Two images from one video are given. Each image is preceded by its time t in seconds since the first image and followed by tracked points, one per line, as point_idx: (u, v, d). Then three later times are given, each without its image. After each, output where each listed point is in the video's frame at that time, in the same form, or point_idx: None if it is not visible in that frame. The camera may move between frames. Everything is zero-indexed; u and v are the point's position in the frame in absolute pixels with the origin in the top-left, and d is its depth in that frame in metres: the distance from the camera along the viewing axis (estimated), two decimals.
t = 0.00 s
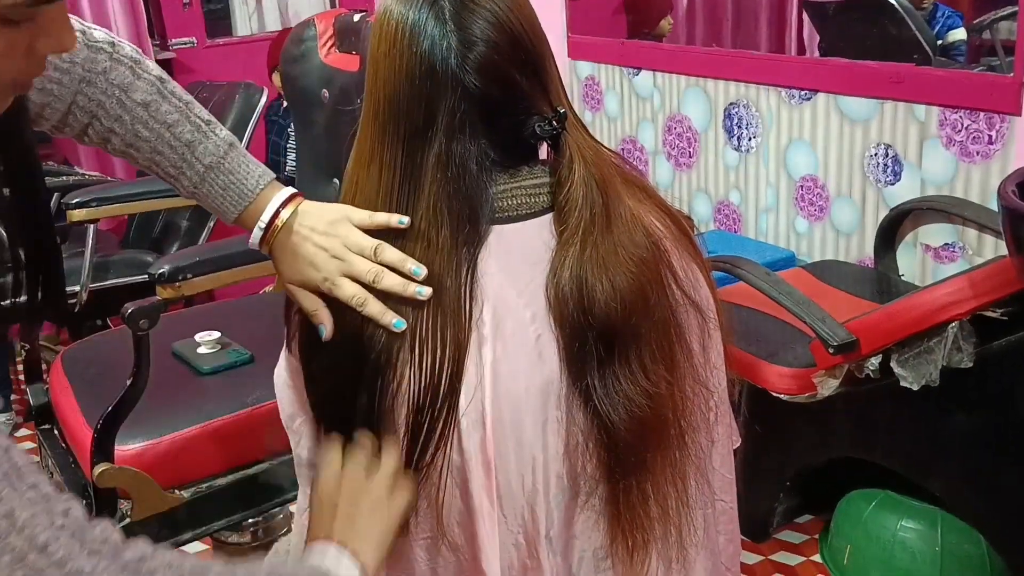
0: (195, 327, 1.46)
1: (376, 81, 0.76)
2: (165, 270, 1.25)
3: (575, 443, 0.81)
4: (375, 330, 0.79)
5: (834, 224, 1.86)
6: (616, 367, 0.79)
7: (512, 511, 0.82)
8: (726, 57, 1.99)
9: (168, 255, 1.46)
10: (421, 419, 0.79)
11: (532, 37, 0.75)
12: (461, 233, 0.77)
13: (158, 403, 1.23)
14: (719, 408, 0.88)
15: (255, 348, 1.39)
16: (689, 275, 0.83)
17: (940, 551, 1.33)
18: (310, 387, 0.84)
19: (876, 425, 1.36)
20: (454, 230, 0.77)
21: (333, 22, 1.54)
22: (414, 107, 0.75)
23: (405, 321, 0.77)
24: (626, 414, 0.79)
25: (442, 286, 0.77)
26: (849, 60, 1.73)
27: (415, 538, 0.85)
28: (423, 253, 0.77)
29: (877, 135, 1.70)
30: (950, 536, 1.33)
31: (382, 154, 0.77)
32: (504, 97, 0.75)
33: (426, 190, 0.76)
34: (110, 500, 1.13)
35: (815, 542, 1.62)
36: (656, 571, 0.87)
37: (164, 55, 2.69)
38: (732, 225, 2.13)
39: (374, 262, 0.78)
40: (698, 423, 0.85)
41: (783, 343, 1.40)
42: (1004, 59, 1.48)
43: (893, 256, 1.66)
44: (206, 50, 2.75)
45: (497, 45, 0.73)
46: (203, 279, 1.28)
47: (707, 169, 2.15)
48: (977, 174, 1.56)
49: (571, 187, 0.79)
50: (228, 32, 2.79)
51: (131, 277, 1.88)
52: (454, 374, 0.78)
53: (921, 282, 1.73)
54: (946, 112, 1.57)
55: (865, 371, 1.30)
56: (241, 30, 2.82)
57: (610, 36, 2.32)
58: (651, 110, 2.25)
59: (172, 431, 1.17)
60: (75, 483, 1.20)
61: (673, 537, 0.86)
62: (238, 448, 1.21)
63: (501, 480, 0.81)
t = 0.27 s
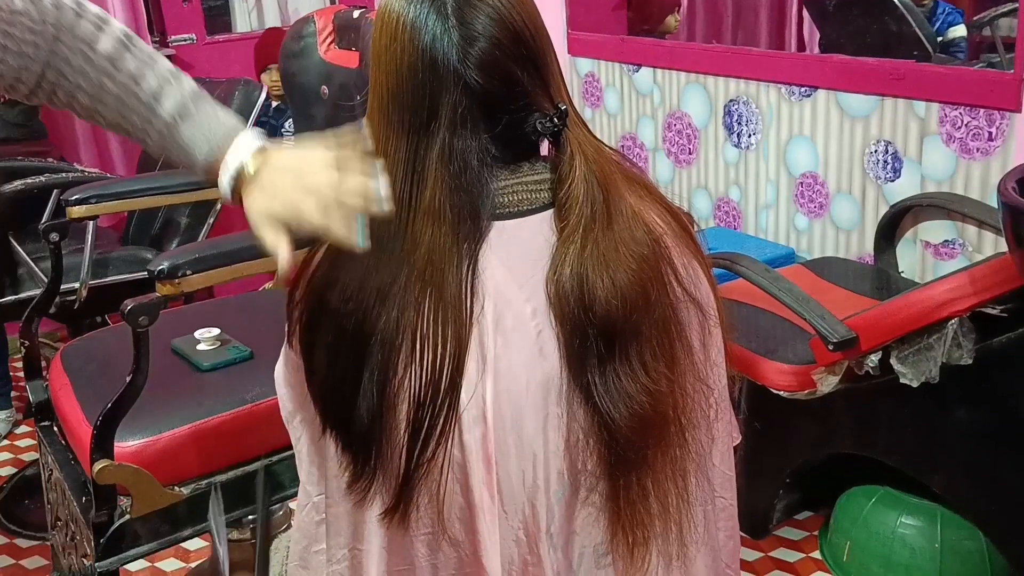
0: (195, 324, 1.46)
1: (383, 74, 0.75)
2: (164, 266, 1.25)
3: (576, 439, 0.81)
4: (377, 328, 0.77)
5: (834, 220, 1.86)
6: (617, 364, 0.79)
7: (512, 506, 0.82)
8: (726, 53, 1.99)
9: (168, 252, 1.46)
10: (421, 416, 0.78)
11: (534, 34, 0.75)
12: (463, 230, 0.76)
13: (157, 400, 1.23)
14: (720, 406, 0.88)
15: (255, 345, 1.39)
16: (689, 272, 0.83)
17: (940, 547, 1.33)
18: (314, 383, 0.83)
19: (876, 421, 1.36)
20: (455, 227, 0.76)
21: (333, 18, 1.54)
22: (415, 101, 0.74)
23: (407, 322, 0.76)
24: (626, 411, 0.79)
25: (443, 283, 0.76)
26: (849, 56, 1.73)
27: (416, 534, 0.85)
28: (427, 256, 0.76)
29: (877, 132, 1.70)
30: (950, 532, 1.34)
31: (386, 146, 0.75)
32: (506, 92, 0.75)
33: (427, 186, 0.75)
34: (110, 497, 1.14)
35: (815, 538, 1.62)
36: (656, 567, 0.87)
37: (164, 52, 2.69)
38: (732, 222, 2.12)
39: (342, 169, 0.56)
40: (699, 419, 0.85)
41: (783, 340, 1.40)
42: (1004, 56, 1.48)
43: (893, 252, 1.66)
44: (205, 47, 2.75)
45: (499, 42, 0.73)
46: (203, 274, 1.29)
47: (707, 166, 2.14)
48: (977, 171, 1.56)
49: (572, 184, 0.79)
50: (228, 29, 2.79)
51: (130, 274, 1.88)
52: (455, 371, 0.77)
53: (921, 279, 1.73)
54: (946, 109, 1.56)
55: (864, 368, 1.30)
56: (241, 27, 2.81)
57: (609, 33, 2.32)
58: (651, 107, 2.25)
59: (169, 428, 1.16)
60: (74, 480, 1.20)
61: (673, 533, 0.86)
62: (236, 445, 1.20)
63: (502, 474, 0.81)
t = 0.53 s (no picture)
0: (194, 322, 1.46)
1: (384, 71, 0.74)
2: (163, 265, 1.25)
3: (576, 437, 0.81)
4: (379, 330, 0.76)
5: (834, 219, 1.86)
6: (617, 363, 0.79)
7: (512, 505, 0.82)
8: (726, 52, 1.98)
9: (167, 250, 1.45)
10: (421, 414, 0.78)
11: (535, 34, 0.75)
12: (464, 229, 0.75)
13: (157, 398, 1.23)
14: (720, 405, 0.88)
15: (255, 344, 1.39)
16: (689, 271, 0.83)
17: (940, 545, 1.33)
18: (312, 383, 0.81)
19: (876, 419, 1.36)
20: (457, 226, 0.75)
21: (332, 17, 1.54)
22: (414, 97, 0.73)
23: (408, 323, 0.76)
24: (627, 410, 0.79)
25: (444, 282, 0.76)
26: (848, 55, 1.73)
27: (416, 532, 0.86)
28: (430, 256, 0.75)
29: (877, 130, 1.70)
30: (950, 530, 1.34)
31: (390, 144, 0.75)
32: (506, 91, 0.74)
33: (426, 184, 0.74)
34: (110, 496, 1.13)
35: (814, 537, 1.62)
36: (655, 565, 0.87)
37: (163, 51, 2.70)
38: (732, 220, 2.12)
39: (342, 47, 0.66)
40: (699, 418, 0.85)
41: (782, 338, 1.40)
42: (1004, 54, 1.48)
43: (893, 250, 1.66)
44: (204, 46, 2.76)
45: (500, 40, 0.73)
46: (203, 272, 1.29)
47: (707, 164, 2.14)
48: (977, 169, 1.56)
49: (573, 183, 0.79)
50: (228, 27, 2.79)
51: (130, 272, 1.88)
52: (454, 370, 0.77)
53: (920, 277, 1.73)
54: (946, 107, 1.56)
55: (864, 366, 1.30)
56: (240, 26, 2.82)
57: (609, 31, 2.32)
58: (651, 105, 2.25)
59: (169, 426, 1.16)
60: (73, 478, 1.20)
61: (673, 532, 0.86)
62: (236, 442, 1.21)
63: (502, 473, 0.81)
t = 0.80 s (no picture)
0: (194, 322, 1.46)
1: (382, 75, 0.75)
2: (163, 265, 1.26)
3: (575, 438, 0.81)
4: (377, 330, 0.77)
5: (833, 219, 1.86)
6: (616, 367, 0.79)
7: (513, 504, 0.83)
8: (725, 52, 1.99)
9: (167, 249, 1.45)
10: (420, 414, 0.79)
11: (533, 37, 0.75)
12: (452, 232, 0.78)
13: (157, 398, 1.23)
14: (719, 406, 0.88)
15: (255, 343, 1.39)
16: (689, 271, 0.83)
17: (939, 545, 1.33)
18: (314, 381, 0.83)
19: (876, 419, 1.36)
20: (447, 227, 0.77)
21: (333, 17, 1.55)
22: (411, 103, 0.75)
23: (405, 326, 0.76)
24: (627, 413, 0.79)
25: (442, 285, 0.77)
26: (848, 55, 1.73)
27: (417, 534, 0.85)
28: (428, 261, 0.77)
29: (876, 130, 1.71)
30: (949, 530, 1.34)
31: (387, 147, 0.76)
32: (503, 96, 0.75)
33: (421, 188, 0.76)
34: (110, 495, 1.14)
35: (814, 536, 1.62)
36: (656, 566, 0.87)
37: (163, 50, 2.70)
38: (731, 220, 2.12)
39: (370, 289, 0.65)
40: (699, 420, 0.85)
41: (782, 338, 1.41)
42: (1003, 54, 1.48)
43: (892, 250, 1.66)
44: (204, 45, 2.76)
45: (497, 45, 0.73)
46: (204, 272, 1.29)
47: (706, 164, 2.15)
48: (977, 168, 1.55)
49: (571, 185, 0.79)
50: (227, 27, 2.79)
51: (130, 272, 1.88)
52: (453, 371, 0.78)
53: (920, 277, 1.73)
54: (945, 107, 1.57)
55: (864, 366, 1.31)
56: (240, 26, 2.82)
57: (608, 31, 2.32)
58: (651, 105, 2.25)
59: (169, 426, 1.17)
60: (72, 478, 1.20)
61: (674, 532, 0.86)
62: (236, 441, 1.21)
63: (503, 474, 0.82)
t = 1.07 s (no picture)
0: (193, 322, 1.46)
1: (382, 75, 0.75)
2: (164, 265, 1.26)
3: (575, 439, 0.81)
4: (376, 330, 0.77)
5: (833, 219, 1.86)
6: (615, 368, 0.79)
7: (512, 503, 0.83)
8: (725, 52, 1.99)
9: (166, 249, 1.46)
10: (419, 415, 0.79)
11: (533, 38, 0.75)
12: (451, 230, 0.78)
13: (156, 398, 1.23)
14: (718, 406, 0.88)
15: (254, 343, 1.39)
16: (688, 271, 0.83)
17: (938, 545, 1.33)
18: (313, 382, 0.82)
19: (875, 419, 1.36)
20: (445, 225, 0.77)
21: (332, 17, 1.55)
22: (410, 104, 0.75)
23: (403, 325, 0.76)
24: (626, 414, 0.79)
25: (442, 285, 0.77)
26: (848, 55, 1.73)
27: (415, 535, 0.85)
28: (427, 260, 0.76)
29: (875, 131, 1.71)
30: (948, 530, 1.34)
31: (388, 146, 0.77)
32: (502, 97, 0.75)
33: (422, 188, 0.76)
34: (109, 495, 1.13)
35: (814, 535, 1.62)
36: (656, 566, 0.87)
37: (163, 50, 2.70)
38: (731, 220, 2.12)
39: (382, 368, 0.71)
40: (698, 420, 0.85)
41: (781, 338, 1.41)
42: (1002, 54, 1.48)
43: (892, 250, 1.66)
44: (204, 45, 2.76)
45: (496, 46, 0.73)
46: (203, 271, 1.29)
47: (706, 163, 2.15)
48: (976, 168, 1.56)
49: (570, 186, 0.79)
50: (227, 27, 2.79)
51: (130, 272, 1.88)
52: (452, 372, 0.78)
53: (919, 276, 1.73)
54: (945, 107, 1.57)
55: (863, 365, 1.31)
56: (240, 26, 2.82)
57: (608, 31, 2.32)
58: (651, 105, 2.25)
59: (168, 425, 1.17)
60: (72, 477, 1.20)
61: (673, 532, 0.86)
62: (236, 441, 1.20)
63: (502, 474, 0.82)
